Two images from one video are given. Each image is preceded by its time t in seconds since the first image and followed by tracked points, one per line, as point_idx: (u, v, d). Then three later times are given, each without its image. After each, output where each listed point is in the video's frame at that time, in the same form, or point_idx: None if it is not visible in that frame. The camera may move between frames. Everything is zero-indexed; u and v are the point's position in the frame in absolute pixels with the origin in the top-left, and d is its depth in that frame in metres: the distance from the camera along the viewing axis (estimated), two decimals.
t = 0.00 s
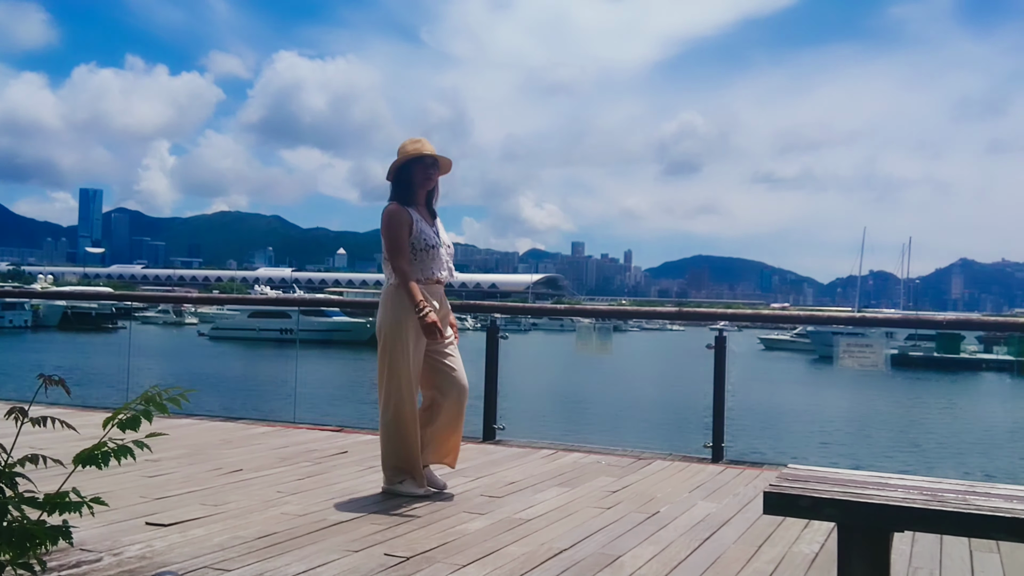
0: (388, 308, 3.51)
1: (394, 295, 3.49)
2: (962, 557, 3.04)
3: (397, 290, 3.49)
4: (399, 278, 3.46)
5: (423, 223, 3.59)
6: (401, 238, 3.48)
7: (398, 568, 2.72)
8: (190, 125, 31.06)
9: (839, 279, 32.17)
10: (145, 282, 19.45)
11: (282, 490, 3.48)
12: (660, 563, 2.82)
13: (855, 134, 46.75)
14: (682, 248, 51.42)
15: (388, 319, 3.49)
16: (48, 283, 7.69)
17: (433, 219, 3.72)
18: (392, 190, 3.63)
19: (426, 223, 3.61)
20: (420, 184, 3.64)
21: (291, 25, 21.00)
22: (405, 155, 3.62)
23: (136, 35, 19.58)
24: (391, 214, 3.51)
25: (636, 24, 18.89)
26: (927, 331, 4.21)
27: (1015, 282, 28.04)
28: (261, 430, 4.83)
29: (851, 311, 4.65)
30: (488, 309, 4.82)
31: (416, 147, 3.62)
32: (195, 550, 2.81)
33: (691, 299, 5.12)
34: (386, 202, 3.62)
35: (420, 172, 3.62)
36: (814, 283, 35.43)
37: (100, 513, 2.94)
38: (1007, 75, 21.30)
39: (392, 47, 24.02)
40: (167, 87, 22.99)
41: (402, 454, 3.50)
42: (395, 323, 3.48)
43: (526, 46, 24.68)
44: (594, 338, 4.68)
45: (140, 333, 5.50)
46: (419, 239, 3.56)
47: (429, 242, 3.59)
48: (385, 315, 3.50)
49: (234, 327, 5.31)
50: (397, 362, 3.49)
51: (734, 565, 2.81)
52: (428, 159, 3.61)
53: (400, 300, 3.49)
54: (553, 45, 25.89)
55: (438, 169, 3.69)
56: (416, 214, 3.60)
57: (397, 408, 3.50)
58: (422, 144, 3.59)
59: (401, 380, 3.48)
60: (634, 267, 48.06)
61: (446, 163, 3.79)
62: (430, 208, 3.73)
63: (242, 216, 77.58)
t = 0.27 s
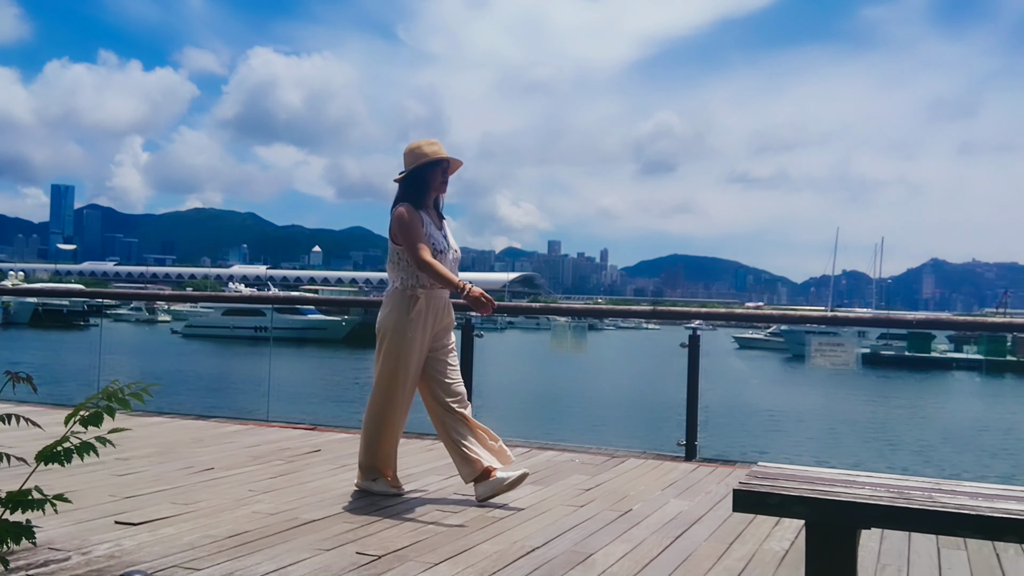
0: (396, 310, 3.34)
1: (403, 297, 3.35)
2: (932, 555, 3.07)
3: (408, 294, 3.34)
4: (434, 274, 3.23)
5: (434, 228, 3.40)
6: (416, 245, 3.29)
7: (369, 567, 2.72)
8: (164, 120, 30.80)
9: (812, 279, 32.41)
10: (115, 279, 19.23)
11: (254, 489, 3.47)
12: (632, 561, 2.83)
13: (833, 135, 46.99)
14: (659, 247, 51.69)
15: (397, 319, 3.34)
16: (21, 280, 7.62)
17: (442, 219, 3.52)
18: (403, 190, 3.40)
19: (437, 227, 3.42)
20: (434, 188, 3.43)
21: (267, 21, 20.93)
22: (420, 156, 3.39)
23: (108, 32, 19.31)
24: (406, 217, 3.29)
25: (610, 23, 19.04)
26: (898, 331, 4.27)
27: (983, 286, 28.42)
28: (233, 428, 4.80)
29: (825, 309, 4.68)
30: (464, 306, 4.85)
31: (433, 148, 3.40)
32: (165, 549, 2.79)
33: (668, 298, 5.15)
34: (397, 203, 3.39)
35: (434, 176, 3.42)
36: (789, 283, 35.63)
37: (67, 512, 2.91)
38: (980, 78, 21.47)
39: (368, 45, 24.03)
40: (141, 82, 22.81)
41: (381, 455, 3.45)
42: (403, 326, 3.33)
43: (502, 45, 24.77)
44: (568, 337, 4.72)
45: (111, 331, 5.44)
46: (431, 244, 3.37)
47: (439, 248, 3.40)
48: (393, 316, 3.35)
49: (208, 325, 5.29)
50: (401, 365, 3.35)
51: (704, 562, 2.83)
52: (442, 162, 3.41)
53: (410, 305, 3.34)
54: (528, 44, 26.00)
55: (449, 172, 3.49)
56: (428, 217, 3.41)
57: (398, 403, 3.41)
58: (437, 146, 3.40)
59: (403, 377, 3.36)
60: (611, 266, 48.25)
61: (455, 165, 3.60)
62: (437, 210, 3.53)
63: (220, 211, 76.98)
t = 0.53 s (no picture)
0: (410, 314, 3.34)
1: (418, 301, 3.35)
2: (906, 552, 3.11)
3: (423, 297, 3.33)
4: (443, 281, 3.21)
5: (446, 230, 3.38)
6: (427, 247, 3.28)
7: (347, 566, 2.71)
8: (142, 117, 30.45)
9: (791, 278, 32.46)
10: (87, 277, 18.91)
11: (231, 488, 3.45)
12: (611, 559, 2.84)
13: (813, 136, 47.19)
14: (639, 246, 51.82)
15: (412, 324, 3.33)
16: None
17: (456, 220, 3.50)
18: (415, 193, 3.40)
19: (449, 229, 3.41)
20: (448, 192, 3.43)
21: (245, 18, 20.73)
22: (430, 157, 3.39)
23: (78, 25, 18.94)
24: (417, 219, 3.28)
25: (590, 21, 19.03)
26: (877, 330, 4.32)
27: (960, 285, 28.57)
28: (211, 427, 4.77)
29: (804, 309, 4.68)
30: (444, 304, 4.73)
31: (445, 149, 3.40)
32: (141, 549, 2.77)
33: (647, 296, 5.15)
34: (410, 205, 3.38)
35: (448, 179, 3.42)
36: (768, 282, 35.70)
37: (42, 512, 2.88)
38: (957, 80, 21.58)
39: (348, 42, 23.90)
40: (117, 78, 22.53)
41: (373, 455, 3.43)
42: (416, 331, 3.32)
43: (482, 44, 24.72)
44: (548, 336, 4.74)
45: (88, 330, 5.38)
46: (444, 245, 3.35)
47: (452, 248, 3.38)
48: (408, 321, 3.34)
49: (188, 324, 5.30)
50: (414, 360, 3.33)
51: (682, 560, 2.84)
52: (454, 164, 3.40)
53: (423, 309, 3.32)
54: (509, 42, 25.97)
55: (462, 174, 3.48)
56: (442, 218, 3.40)
57: (407, 399, 3.39)
58: (449, 149, 3.39)
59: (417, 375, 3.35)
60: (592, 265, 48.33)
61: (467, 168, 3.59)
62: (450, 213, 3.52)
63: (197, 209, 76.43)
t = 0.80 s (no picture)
0: (420, 310, 3.32)
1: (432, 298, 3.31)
2: (881, 550, 3.13)
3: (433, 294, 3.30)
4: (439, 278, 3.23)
5: (458, 218, 3.37)
6: (438, 240, 3.26)
7: (325, 567, 2.70)
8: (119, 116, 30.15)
9: (771, 278, 32.58)
10: (62, 275, 18.67)
11: (209, 489, 3.44)
12: (589, 558, 2.86)
13: (794, 136, 47.44)
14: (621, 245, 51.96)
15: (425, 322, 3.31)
16: None
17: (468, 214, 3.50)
18: (428, 185, 3.39)
19: (461, 218, 3.40)
20: (461, 185, 3.43)
21: (225, 16, 20.58)
22: (442, 149, 3.39)
23: (56, 20, 18.67)
24: (429, 211, 3.26)
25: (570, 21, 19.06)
26: (854, 330, 4.35)
27: (938, 285, 28.77)
28: (189, 427, 4.76)
29: (783, 309, 4.71)
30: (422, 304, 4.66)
31: (456, 141, 3.39)
32: (117, 551, 2.75)
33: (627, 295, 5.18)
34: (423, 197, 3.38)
35: (461, 172, 3.41)
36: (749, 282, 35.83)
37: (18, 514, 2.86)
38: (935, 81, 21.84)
39: (329, 40, 23.82)
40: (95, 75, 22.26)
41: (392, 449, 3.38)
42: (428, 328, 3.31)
43: (463, 43, 24.71)
44: (528, 335, 4.72)
45: (63, 329, 5.33)
46: (456, 237, 3.34)
47: (465, 236, 3.37)
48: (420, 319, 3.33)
49: (167, 323, 5.25)
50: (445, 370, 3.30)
51: (659, 559, 2.85)
52: (466, 154, 3.39)
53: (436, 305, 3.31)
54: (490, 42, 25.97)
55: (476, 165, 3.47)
56: (454, 210, 3.39)
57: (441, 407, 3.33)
58: (462, 139, 3.39)
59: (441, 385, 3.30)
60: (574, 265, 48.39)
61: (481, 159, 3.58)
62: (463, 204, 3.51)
63: (175, 208, 75.89)
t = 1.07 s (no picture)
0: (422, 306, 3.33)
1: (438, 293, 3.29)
2: (849, 546, 3.17)
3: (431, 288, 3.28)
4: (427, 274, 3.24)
5: (464, 216, 3.37)
6: (436, 234, 3.27)
7: (294, 566, 2.68)
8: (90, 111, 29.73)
9: (743, 277, 32.74)
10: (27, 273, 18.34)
11: (178, 488, 3.41)
12: (560, 556, 2.87)
13: (769, 137, 47.84)
14: (596, 244, 52.13)
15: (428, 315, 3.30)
16: None
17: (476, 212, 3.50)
18: (436, 179, 3.41)
19: (467, 215, 3.39)
20: (469, 183, 3.44)
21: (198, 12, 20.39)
22: (453, 144, 3.42)
23: (25, 14, 18.41)
24: (432, 205, 3.28)
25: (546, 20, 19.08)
26: (826, 329, 4.40)
27: (908, 285, 29.05)
28: (160, 427, 4.72)
29: (755, 309, 4.72)
30: (396, 303, 4.68)
31: (467, 137, 3.41)
32: (84, 550, 2.72)
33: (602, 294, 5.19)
34: (430, 190, 3.40)
35: (469, 171, 3.43)
36: (723, 281, 36.01)
37: None
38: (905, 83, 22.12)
39: (303, 38, 23.70)
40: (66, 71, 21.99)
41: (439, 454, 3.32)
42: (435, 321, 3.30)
43: (439, 41, 24.69)
44: (502, 334, 4.68)
45: (32, 327, 5.28)
46: (460, 234, 3.34)
47: (471, 235, 3.37)
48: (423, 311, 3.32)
49: (136, 321, 5.19)
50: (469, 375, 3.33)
51: (630, 557, 2.87)
52: (474, 152, 3.41)
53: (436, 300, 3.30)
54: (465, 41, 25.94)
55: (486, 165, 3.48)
56: (461, 207, 3.40)
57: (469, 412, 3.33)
58: (472, 135, 3.41)
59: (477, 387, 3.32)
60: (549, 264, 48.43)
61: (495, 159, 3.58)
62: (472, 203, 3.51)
63: (147, 206, 75.10)
